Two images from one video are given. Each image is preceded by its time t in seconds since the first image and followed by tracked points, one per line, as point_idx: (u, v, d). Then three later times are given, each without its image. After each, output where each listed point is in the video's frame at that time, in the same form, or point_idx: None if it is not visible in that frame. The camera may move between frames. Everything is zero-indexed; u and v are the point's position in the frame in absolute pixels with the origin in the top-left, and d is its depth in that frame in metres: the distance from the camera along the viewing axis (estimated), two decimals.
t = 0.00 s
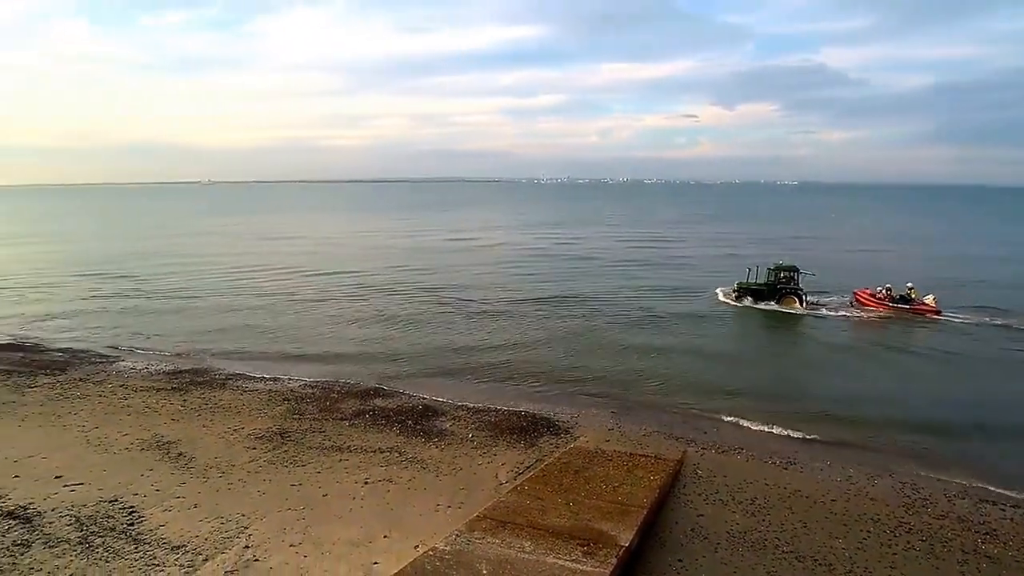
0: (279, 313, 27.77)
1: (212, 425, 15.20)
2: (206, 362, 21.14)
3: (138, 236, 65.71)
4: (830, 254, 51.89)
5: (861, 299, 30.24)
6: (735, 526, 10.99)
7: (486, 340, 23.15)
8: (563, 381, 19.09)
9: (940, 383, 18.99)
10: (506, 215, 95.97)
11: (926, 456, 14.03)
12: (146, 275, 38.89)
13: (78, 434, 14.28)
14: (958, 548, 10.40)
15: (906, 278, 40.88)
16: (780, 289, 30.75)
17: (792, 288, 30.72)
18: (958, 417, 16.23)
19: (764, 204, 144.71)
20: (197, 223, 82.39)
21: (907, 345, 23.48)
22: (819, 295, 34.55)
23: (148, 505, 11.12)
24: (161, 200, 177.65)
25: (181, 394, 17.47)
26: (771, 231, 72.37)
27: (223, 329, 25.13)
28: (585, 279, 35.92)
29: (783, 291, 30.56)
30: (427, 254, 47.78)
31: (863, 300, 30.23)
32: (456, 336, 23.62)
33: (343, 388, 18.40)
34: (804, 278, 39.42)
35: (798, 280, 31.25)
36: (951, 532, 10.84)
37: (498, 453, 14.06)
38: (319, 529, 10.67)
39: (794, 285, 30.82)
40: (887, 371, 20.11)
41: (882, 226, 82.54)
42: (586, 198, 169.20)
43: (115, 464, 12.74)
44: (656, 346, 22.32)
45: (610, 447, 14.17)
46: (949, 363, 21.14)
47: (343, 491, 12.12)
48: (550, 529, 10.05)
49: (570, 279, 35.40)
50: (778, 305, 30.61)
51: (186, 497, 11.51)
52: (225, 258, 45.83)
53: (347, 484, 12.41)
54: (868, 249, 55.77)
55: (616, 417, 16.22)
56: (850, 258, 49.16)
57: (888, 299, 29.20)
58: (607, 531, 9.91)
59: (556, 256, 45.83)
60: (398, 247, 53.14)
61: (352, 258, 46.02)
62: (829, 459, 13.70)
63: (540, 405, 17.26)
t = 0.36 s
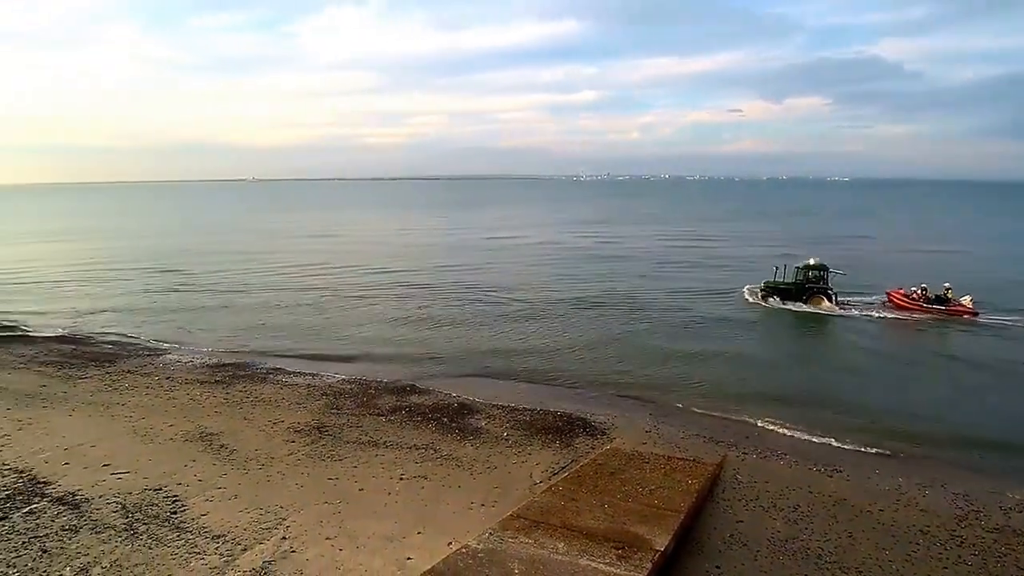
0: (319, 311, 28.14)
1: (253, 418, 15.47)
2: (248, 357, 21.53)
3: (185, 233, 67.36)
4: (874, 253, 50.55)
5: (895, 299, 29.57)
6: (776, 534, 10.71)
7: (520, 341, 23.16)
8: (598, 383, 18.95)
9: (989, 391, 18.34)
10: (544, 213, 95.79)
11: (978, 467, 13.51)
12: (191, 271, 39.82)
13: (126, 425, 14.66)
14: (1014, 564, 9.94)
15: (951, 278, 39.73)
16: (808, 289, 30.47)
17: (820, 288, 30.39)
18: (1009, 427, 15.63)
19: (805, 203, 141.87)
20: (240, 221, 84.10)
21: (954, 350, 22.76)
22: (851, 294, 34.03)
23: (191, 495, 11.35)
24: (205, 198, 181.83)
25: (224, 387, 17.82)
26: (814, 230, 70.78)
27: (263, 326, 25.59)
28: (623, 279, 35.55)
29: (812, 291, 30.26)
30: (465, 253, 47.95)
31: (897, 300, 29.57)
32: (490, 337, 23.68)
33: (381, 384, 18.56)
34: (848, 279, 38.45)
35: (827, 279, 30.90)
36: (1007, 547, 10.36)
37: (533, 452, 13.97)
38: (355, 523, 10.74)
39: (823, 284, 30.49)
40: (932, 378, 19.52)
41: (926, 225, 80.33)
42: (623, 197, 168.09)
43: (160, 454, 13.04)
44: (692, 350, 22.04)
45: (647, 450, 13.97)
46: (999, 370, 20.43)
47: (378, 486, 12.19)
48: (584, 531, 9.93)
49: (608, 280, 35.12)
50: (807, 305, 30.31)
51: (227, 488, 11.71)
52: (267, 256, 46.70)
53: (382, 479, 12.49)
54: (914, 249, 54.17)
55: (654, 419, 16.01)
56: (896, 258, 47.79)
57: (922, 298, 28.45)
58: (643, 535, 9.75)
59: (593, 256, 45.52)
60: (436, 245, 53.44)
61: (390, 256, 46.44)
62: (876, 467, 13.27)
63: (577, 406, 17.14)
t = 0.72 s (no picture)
0: (363, 309, 28.44)
1: (299, 410, 15.67)
2: (295, 351, 21.89)
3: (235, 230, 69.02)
4: (930, 253, 48.80)
5: (943, 301, 28.54)
6: (829, 546, 10.29)
7: (562, 343, 23.01)
8: (642, 386, 18.67)
9: None
10: (587, 211, 95.17)
11: None
12: (241, 268, 40.72)
13: (179, 414, 15.00)
14: None
15: (1012, 279, 38.12)
16: (846, 289, 30.04)
17: (859, 288, 29.91)
18: None
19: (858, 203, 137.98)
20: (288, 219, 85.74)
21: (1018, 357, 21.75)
22: (901, 295, 33.01)
23: (239, 483, 11.52)
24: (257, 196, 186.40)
25: (272, 380, 18.13)
26: (865, 228, 68.65)
27: (310, 322, 26.03)
28: (668, 280, 34.98)
29: (850, 291, 29.84)
30: (507, 251, 47.94)
31: (946, 302, 28.52)
32: (531, 338, 23.60)
33: (424, 381, 18.64)
34: (902, 280, 37.17)
35: (867, 278, 30.36)
36: None
37: (575, 453, 13.79)
38: (396, 517, 10.74)
39: (862, 284, 30.00)
40: (993, 387, 18.68)
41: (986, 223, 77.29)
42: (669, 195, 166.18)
43: (210, 443, 13.30)
44: (738, 355, 21.56)
45: (693, 455, 13.64)
46: None
47: (419, 481, 12.18)
48: (626, 534, 9.71)
49: (652, 282, 34.62)
50: (846, 305, 29.88)
51: (274, 477, 11.86)
52: (314, 253, 47.49)
53: (423, 474, 12.49)
54: (972, 248, 52.11)
55: (702, 423, 15.65)
56: (953, 258, 46.03)
57: (973, 301, 27.37)
58: (687, 541, 9.48)
59: (637, 256, 44.93)
60: (479, 243, 53.60)
61: (433, 254, 46.72)
62: (937, 480, 12.65)
63: (620, 408, 16.88)
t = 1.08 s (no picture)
0: (407, 303, 28.66)
1: (344, 402, 15.86)
2: (340, 344, 22.16)
3: (283, 224, 70.32)
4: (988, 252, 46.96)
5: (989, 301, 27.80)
6: (885, 559, 9.90)
7: (605, 341, 22.82)
8: (687, 387, 18.37)
9: None
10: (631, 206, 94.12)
11: None
12: (288, 261, 41.49)
13: (228, 402, 15.33)
14: None
15: None
16: (886, 288, 29.64)
17: (899, 287, 29.45)
18: None
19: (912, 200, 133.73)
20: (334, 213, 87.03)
21: None
22: (957, 296, 31.86)
23: (284, 471, 11.68)
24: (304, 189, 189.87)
25: (318, 371, 18.40)
26: (920, 225, 66.32)
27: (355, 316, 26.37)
28: (714, 280, 34.33)
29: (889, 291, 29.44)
30: (550, 247, 47.77)
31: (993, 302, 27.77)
32: (573, 335, 23.47)
33: (467, 375, 18.67)
34: (957, 279, 35.90)
35: (907, 277, 29.85)
36: None
37: (618, 453, 13.62)
38: (436, 511, 10.74)
39: (902, 283, 29.54)
40: None
41: None
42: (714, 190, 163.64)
43: (258, 431, 13.54)
44: (786, 357, 21.07)
45: (742, 459, 13.31)
46: None
47: (460, 475, 12.17)
48: (671, 537, 9.51)
49: (698, 281, 34.02)
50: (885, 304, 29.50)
51: (318, 467, 12.00)
52: (359, 247, 48.09)
53: (465, 469, 12.48)
54: None
55: (751, 427, 15.28)
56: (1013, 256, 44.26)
57: None
58: (733, 547, 9.23)
59: (682, 254, 44.23)
60: (521, 238, 53.52)
61: (476, 249, 46.83)
62: (1004, 494, 12.08)
63: (665, 408, 16.61)
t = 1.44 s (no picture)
0: (450, 298, 28.73)
1: (387, 393, 15.96)
2: (385, 336, 22.33)
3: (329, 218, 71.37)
4: None
5: None
6: (945, 572, 9.48)
7: (649, 339, 22.51)
8: (734, 389, 18.00)
9: None
10: (675, 203, 92.84)
11: None
12: (334, 254, 42.06)
13: (275, 390, 15.57)
14: None
15: None
16: (924, 289, 29.10)
17: (939, 287, 28.85)
18: None
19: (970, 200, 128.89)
20: (379, 207, 87.93)
21: None
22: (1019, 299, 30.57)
23: (328, 459, 11.78)
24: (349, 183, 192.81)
25: (363, 362, 18.57)
26: (979, 224, 63.82)
27: (397, 309, 26.58)
28: (763, 280, 33.56)
29: (929, 292, 28.90)
30: (593, 244, 47.40)
31: None
32: (617, 333, 23.23)
33: (510, 370, 18.62)
34: (1020, 282, 34.44)
35: (949, 275, 29.14)
36: None
37: (663, 454, 13.38)
38: (478, 503, 10.69)
39: (942, 282, 28.91)
40: None
41: None
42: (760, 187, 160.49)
43: (303, 420, 13.70)
44: (837, 362, 20.47)
45: (793, 463, 12.93)
46: None
47: (502, 469, 12.10)
48: (718, 539, 9.26)
49: (745, 281, 33.29)
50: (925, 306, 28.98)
51: (361, 456, 12.07)
52: (403, 241, 48.47)
53: (507, 463, 12.41)
54: None
55: (804, 432, 14.85)
56: None
57: None
58: (783, 552, 8.94)
59: (729, 252, 43.38)
60: (564, 235, 53.18)
61: (519, 244, 46.73)
62: None
63: (712, 410, 16.28)
